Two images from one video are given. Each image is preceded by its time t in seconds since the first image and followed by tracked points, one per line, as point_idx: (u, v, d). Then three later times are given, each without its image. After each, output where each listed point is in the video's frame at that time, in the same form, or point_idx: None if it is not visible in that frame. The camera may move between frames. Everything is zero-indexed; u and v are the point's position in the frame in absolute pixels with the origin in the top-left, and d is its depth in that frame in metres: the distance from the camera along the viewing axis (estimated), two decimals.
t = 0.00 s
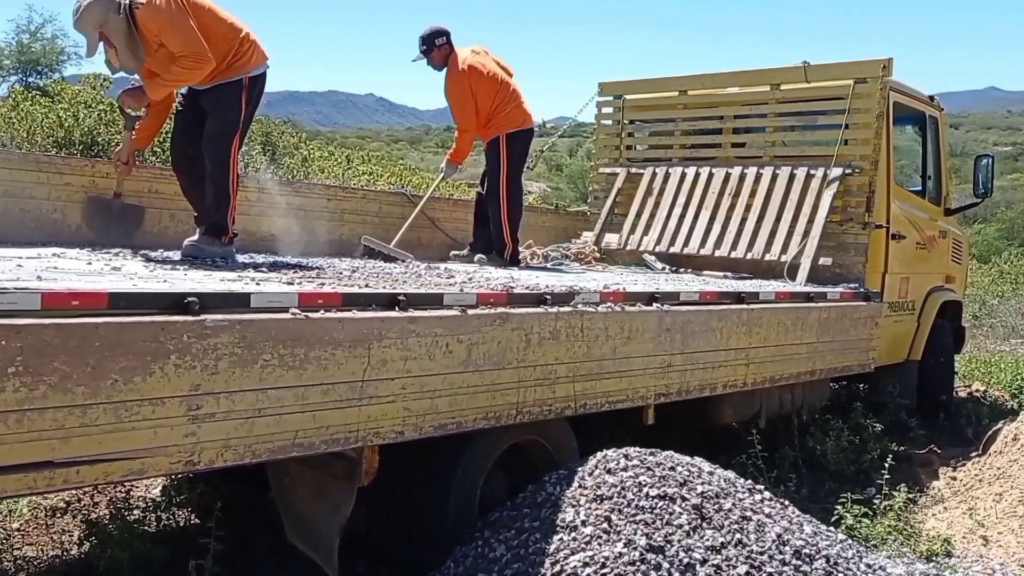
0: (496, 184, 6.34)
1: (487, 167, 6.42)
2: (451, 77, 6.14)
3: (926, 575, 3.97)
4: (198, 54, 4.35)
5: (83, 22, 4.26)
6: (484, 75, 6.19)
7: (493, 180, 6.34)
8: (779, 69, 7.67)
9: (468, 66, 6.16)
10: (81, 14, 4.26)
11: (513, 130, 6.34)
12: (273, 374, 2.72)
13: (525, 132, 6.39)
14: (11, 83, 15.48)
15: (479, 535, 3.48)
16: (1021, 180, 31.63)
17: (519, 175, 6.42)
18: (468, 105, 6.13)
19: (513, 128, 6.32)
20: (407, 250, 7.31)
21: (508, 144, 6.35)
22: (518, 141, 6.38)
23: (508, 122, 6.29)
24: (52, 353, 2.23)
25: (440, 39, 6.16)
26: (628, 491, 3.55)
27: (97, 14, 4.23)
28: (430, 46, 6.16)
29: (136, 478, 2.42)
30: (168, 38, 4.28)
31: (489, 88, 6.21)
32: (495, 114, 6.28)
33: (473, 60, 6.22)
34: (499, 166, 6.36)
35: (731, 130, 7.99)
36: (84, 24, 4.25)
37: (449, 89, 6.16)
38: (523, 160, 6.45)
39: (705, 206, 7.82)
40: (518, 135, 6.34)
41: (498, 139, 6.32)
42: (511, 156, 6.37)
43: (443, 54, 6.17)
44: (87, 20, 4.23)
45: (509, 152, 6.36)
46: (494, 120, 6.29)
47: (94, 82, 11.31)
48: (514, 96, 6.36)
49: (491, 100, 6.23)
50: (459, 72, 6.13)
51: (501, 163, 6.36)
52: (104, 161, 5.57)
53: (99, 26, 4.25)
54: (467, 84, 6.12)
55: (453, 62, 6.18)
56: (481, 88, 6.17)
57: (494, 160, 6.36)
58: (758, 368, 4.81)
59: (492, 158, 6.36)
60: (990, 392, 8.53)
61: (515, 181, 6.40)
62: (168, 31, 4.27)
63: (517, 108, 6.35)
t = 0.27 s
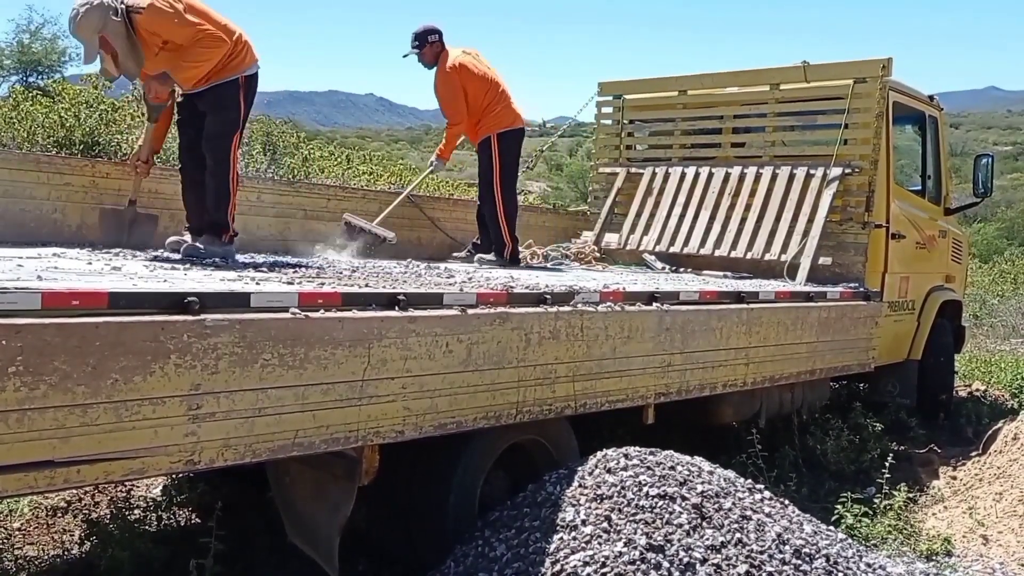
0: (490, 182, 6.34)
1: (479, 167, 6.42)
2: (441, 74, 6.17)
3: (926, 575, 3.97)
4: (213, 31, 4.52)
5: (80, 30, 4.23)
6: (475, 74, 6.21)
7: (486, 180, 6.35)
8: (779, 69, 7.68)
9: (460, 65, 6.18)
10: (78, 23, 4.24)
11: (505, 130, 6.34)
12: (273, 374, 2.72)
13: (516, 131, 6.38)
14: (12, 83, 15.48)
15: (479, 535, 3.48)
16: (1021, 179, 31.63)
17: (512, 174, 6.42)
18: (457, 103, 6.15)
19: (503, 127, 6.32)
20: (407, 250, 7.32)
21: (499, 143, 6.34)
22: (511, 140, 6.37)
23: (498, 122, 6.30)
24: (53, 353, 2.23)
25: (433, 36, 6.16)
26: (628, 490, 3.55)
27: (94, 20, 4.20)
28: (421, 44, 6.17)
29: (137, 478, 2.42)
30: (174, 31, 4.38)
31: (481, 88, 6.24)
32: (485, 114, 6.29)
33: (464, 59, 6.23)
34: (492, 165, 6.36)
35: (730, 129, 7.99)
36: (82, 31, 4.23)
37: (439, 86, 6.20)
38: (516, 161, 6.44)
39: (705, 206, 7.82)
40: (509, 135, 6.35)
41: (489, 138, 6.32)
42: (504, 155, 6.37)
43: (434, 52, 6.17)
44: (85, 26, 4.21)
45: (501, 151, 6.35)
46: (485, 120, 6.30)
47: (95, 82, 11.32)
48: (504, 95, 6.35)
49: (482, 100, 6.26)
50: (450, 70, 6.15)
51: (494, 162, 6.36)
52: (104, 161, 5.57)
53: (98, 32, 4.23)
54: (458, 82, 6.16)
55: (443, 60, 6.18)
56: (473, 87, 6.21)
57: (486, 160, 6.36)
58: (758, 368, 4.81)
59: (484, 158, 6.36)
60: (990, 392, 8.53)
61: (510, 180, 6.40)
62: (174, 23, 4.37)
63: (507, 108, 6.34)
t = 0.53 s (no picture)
0: (486, 181, 6.35)
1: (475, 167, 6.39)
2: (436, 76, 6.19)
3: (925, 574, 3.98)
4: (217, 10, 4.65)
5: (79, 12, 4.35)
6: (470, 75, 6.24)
7: (482, 180, 6.35)
8: (778, 69, 7.68)
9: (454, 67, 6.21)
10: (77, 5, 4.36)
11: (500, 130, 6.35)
12: (272, 374, 2.72)
13: (509, 132, 6.39)
14: (13, 82, 15.48)
15: (478, 535, 3.48)
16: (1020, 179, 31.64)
17: (507, 174, 6.44)
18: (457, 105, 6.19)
19: (498, 128, 6.32)
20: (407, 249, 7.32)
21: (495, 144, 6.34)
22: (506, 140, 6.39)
23: (493, 123, 6.30)
24: (52, 352, 2.23)
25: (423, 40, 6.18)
26: (627, 490, 3.55)
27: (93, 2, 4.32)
28: (412, 47, 6.19)
29: (137, 477, 2.42)
30: (177, 10, 4.45)
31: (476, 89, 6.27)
32: (480, 115, 6.30)
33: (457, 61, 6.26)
34: (489, 165, 6.36)
35: (729, 130, 8.00)
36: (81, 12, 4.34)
37: (434, 89, 6.24)
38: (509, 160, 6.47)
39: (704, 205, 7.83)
40: (504, 135, 6.36)
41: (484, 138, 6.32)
42: (500, 155, 6.38)
43: (425, 56, 6.19)
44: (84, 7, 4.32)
45: (497, 151, 6.35)
46: (480, 121, 6.30)
47: (95, 82, 11.31)
48: (495, 95, 6.37)
49: (478, 101, 6.29)
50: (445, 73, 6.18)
51: (490, 161, 6.36)
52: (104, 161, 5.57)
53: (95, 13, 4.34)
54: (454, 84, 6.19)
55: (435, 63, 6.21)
56: (469, 88, 6.24)
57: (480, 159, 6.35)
58: (757, 368, 4.81)
59: (480, 158, 6.35)
60: (989, 392, 8.54)
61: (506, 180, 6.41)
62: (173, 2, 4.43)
63: (501, 109, 6.36)
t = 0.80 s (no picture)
0: (472, 178, 6.40)
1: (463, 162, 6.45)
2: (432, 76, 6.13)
3: (925, 574, 3.98)
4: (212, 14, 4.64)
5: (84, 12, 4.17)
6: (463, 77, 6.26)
7: (468, 177, 6.40)
8: (777, 69, 7.68)
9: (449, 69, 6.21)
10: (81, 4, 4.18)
11: (494, 129, 6.39)
12: (272, 373, 2.73)
13: (506, 130, 6.44)
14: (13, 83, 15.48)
15: (477, 534, 3.48)
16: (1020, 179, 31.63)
17: (498, 172, 6.46)
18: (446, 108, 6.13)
19: (491, 127, 6.37)
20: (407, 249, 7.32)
21: (486, 143, 6.38)
22: (500, 139, 6.42)
23: (488, 121, 6.36)
24: (52, 352, 2.23)
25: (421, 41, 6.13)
26: (626, 489, 3.55)
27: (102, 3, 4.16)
28: (409, 48, 6.14)
29: (136, 476, 2.42)
30: (183, 18, 4.41)
31: (469, 91, 6.30)
32: (475, 113, 6.37)
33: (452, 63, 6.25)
34: (476, 163, 6.39)
35: (729, 129, 8.00)
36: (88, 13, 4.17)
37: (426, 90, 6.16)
38: (504, 159, 6.50)
39: (704, 205, 7.83)
40: (498, 134, 6.39)
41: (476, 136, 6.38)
42: (489, 153, 6.39)
43: (422, 57, 6.14)
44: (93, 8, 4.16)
45: (487, 150, 6.39)
46: (474, 119, 6.36)
47: (95, 82, 11.32)
48: (491, 93, 6.40)
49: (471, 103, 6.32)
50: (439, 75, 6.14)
51: (479, 159, 6.37)
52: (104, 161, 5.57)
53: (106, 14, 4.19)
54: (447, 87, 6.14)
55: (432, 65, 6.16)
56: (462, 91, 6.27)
57: (469, 157, 6.41)
58: (757, 368, 4.81)
59: (469, 155, 6.41)
60: (989, 391, 8.53)
61: (495, 178, 6.44)
62: (182, 10, 4.39)
63: (497, 108, 6.39)
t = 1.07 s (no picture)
0: (457, 173, 6.30)
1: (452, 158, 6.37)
2: (429, 69, 6.09)
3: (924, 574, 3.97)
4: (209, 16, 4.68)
5: (99, 10, 4.21)
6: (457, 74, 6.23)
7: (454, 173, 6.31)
8: (776, 68, 7.68)
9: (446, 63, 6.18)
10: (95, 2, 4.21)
11: (487, 127, 6.35)
12: (272, 373, 2.73)
13: (499, 129, 6.39)
14: (13, 83, 15.47)
15: (477, 535, 3.49)
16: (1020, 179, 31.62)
17: (486, 169, 6.36)
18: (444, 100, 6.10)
19: (485, 125, 6.33)
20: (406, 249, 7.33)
21: (477, 141, 6.32)
22: (492, 137, 6.37)
23: (481, 119, 6.31)
24: (52, 352, 2.23)
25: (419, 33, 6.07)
26: (625, 489, 3.55)
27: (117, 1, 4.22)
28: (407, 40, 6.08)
29: (136, 476, 2.42)
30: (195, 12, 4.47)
31: (462, 88, 6.26)
32: (467, 112, 6.33)
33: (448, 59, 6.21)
34: (464, 158, 6.31)
35: (728, 129, 8.00)
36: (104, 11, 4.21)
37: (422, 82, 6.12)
38: (497, 155, 6.44)
39: (703, 205, 7.83)
40: (491, 131, 6.34)
41: (468, 133, 6.32)
42: (479, 151, 6.32)
43: (420, 49, 6.09)
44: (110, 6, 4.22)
45: (478, 148, 6.32)
46: (466, 117, 6.32)
47: (95, 82, 11.31)
48: (486, 93, 6.38)
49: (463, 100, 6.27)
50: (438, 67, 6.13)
51: (467, 155, 6.30)
52: (104, 161, 5.58)
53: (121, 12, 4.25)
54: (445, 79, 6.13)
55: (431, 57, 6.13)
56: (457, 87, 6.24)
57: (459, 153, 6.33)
58: (756, 368, 4.82)
59: (458, 151, 6.33)
60: (988, 391, 8.53)
61: (482, 175, 6.36)
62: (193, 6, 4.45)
63: (491, 106, 6.36)
